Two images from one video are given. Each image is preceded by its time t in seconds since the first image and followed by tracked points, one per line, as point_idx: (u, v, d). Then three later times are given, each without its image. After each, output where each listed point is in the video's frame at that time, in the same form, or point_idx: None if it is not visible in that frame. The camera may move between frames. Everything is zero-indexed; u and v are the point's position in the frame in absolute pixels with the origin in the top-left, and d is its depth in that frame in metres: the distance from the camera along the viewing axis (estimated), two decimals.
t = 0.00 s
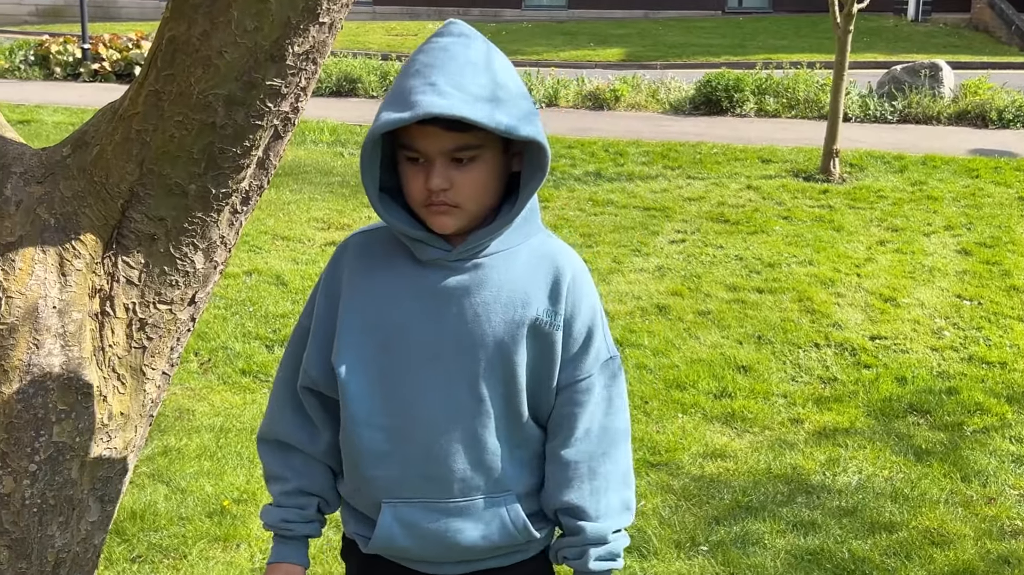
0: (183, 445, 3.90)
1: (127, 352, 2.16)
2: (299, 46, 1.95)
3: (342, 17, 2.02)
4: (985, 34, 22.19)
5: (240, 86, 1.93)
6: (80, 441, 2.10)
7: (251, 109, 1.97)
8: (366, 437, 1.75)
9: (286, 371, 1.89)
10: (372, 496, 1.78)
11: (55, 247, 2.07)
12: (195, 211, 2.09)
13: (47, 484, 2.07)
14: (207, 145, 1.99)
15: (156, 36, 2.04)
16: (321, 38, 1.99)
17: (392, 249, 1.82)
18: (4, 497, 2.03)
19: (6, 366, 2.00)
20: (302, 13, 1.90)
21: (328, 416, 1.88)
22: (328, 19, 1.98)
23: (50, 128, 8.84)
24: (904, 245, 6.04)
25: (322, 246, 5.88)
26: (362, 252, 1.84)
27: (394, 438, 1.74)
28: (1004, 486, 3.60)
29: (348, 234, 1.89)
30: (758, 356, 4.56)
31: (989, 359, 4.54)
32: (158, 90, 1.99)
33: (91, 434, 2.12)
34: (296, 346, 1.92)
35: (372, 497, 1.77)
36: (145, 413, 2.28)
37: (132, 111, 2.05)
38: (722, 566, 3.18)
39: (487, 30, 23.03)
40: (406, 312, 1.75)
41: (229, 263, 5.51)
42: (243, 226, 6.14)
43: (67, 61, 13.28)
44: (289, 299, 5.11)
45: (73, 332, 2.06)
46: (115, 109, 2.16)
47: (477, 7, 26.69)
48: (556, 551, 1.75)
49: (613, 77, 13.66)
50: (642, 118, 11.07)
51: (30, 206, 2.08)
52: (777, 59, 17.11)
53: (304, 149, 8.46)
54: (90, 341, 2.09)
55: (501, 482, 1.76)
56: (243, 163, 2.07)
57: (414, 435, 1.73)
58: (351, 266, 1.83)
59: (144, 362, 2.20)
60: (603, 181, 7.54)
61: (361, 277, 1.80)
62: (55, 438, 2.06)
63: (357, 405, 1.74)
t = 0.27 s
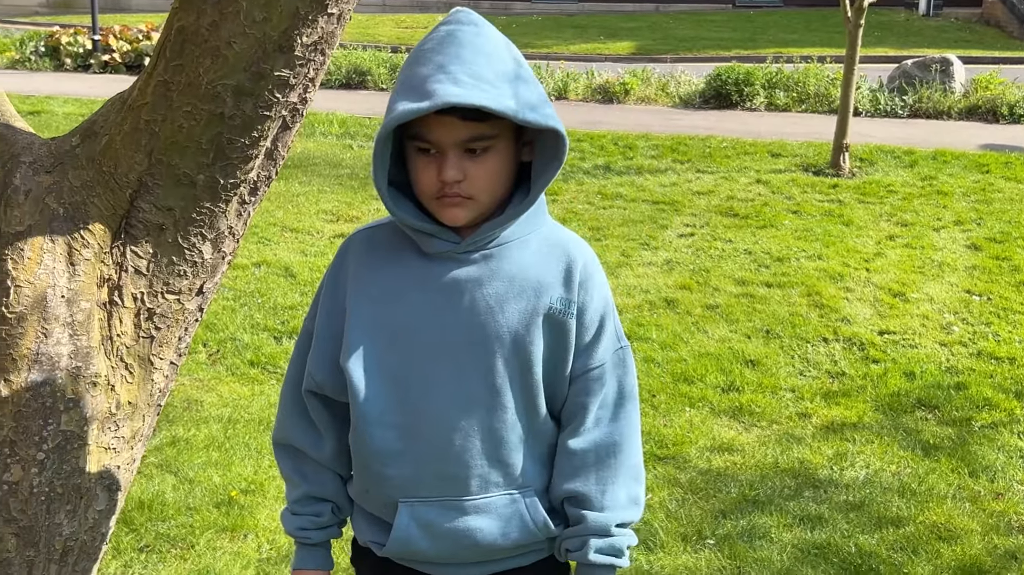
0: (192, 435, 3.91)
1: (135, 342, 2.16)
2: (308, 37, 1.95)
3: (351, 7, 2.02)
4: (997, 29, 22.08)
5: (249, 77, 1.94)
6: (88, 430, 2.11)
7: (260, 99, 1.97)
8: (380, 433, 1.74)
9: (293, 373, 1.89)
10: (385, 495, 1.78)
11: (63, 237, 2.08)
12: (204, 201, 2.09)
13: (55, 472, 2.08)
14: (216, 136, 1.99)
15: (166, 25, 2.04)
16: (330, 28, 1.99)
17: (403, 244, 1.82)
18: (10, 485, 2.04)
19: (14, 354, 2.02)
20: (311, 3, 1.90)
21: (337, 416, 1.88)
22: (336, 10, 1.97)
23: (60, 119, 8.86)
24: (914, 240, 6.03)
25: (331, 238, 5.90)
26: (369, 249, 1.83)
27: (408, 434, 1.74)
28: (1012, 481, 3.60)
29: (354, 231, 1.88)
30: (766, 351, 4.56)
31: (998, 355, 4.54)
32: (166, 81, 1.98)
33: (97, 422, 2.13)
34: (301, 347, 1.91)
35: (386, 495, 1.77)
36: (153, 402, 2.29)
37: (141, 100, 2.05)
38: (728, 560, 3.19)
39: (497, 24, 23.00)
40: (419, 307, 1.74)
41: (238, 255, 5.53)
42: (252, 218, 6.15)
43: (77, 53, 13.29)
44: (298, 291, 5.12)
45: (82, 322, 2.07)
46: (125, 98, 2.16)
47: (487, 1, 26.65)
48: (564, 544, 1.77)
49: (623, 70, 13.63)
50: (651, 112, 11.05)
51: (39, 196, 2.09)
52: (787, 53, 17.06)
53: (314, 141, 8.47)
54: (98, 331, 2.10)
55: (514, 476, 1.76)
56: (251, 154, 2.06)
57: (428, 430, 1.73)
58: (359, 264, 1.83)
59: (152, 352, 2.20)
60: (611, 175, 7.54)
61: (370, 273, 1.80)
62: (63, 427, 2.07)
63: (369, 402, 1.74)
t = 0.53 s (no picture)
0: (207, 432, 3.94)
1: (151, 339, 2.13)
2: (323, 37, 1.93)
3: (366, 8, 2.00)
4: (1015, 28, 21.94)
5: (265, 75, 1.91)
6: (103, 427, 2.09)
7: (276, 98, 1.94)
8: (394, 435, 1.75)
9: (311, 373, 1.91)
10: (399, 498, 1.79)
11: (81, 234, 2.07)
12: (220, 199, 2.05)
13: (72, 468, 2.07)
14: (232, 133, 1.96)
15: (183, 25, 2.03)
16: (345, 29, 1.97)
17: (420, 246, 1.83)
18: (28, 480, 2.03)
19: (30, 351, 2.01)
20: (327, 2, 1.89)
21: (354, 418, 1.89)
22: (352, 10, 1.96)
23: (78, 117, 8.92)
24: (930, 240, 6.00)
25: (346, 235, 5.92)
26: (387, 252, 1.85)
27: (422, 437, 1.75)
28: None
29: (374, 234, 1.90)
30: (780, 350, 4.55)
31: (1014, 356, 4.52)
32: (183, 77, 1.97)
33: (113, 418, 2.11)
34: (320, 349, 1.93)
35: (400, 499, 1.78)
36: (169, 399, 2.25)
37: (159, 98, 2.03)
38: (742, 559, 3.19)
39: (512, 22, 23.01)
40: (434, 312, 1.75)
41: (254, 252, 5.56)
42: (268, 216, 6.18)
43: (95, 50, 13.36)
44: (313, 289, 5.15)
45: (99, 319, 2.05)
46: (143, 97, 2.15)
47: None
48: (586, 554, 1.77)
49: (638, 69, 13.63)
50: (667, 111, 11.04)
51: (57, 193, 2.09)
52: (804, 52, 17.01)
53: (329, 139, 8.50)
54: (115, 328, 2.07)
55: (529, 482, 1.76)
56: (267, 152, 2.02)
57: (442, 434, 1.74)
58: (377, 266, 1.84)
59: (167, 348, 2.16)
60: (626, 174, 7.53)
61: (387, 276, 1.81)
62: (79, 423, 2.06)
63: (383, 404, 1.75)
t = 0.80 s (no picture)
0: (234, 432, 3.98)
1: (180, 337, 2.19)
2: (351, 39, 2.02)
3: (394, 10, 2.08)
4: None
5: (295, 77, 2.00)
6: (133, 424, 2.13)
7: (304, 100, 2.03)
8: (417, 433, 1.77)
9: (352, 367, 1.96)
10: (423, 498, 1.80)
11: (112, 235, 2.11)
12: (249, 200, 2.13)
13: (102, 464, 2.10)
14: (261, 135, 2.05)
15: (211, 29, 2.12)
16: (373, 31, 2.05)
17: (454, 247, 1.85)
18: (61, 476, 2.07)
19: (63, 349, 2.04)
20: (354, 6, 1.98)
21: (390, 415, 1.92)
22: (379, 13, 2.04)
23: (107, 119, 9.00)
24: (958, 245, 5.97)
25: (372, 238, 5.95)
26: (426, 254, 1.88)
27: (444, 438, 1.76)
28: None
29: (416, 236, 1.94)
30: (806, 354, 4.55)
31: None
32: (213, 81, 2.05)
33: (143, 415, 2.15)
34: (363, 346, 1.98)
35: (423, 498, 1.79)
36: (198, 397, 2.30)
37: (190, 101, 2.10)
38: (767, 562, 3.19)
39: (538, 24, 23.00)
40: (459, 314, 1.76)
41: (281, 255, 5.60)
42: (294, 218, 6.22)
43: (124, 54, 13.47)
44: (339, 291, 5.18)
45: (129, 318, 2.11)
46: (175, 100, 2.22)
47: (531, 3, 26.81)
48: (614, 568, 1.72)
49: (665, 72, 13.60)
50: (693, 114, 11.01)
51: (90, 193, 2.14)
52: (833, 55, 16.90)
53: (355, 142, 8.54)
54: (145, 327, 2.13)
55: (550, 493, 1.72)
56: (295, 153, 2.11)
57: (462, 437, 1.74)
58: (416, 265, 1.88)
59: (196, 347, 2.23)
60: (652, 177, 7.53)
61: (421, 277, 1.84)
62: (110, 420, 2.09)
63: (407, 403, 1.77)
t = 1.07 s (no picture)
0: (276, 439, 4.02)
1: (228, 344, 2.17)
2: (397, 50, 2.04)
3: (439, 21, 2.10)
4: None
5: (341, 88, 2.01)
6: (182, 429, 2.09)
7: (350, 110, 2.04)
8: (455, 456, 1.82)
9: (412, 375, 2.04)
10: (464, 516, 1.84)
11: (161, 242, 2.10)
12: (295, 208, 2.12)
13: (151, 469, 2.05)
14: (308, 145, 2.05)
15: (259, 41, 2.14)
16: (418, 42, 2.07)
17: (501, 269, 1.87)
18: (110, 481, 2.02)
19: (113, 355, 2.03)
20: (400, 17, 2.00)
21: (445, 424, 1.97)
22: (425, 23, 2.06)
23: (151, 130, 9.15)
24: (1002, 255, 5.91)
25: (412, 247, 6.01)
26: (476, 272, 1.91)
27: (479, 462, 1.79)
28: None
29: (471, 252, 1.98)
30: (848, 365, 4.53)
31: None
32: (261, 91, 2.07)
33: (191, 421, 2.12)
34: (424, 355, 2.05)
35: (463, 517, 1.84)
36: (245, 403, 2.27)
37: (240, 110, 2.11)
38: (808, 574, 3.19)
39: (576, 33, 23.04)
40: (497, 340, 1.79)
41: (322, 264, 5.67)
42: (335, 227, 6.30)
43: (167, 65, 13.67)
44: (379, 299, 5.24)
45: (179, 325, 2.08)
46: (223, 111, 2.23)
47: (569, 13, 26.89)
48: None
49: (704, 81, 13.57)
50: (732, 123, 10.99)
51: (140, 202, 2.14)
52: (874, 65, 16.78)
53: (394, 151, 8.61)
54: (194, 333, 2.11)
55: (583, 521, 1.72)
56: (342, 163, 2.11)
57: (495, 462, 1.77)
58: (466, 283, 1.92)
59: (243, 354, 2.20)
60: (691, 187, 7.53)
61: (468, 299, 1.88)
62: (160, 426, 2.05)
63: (447, 425, 1.83)
